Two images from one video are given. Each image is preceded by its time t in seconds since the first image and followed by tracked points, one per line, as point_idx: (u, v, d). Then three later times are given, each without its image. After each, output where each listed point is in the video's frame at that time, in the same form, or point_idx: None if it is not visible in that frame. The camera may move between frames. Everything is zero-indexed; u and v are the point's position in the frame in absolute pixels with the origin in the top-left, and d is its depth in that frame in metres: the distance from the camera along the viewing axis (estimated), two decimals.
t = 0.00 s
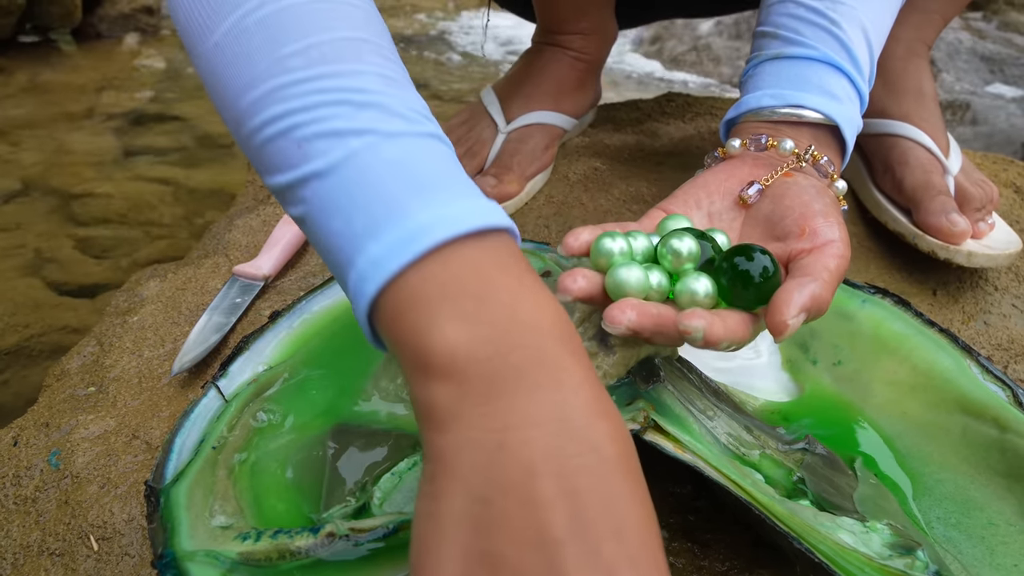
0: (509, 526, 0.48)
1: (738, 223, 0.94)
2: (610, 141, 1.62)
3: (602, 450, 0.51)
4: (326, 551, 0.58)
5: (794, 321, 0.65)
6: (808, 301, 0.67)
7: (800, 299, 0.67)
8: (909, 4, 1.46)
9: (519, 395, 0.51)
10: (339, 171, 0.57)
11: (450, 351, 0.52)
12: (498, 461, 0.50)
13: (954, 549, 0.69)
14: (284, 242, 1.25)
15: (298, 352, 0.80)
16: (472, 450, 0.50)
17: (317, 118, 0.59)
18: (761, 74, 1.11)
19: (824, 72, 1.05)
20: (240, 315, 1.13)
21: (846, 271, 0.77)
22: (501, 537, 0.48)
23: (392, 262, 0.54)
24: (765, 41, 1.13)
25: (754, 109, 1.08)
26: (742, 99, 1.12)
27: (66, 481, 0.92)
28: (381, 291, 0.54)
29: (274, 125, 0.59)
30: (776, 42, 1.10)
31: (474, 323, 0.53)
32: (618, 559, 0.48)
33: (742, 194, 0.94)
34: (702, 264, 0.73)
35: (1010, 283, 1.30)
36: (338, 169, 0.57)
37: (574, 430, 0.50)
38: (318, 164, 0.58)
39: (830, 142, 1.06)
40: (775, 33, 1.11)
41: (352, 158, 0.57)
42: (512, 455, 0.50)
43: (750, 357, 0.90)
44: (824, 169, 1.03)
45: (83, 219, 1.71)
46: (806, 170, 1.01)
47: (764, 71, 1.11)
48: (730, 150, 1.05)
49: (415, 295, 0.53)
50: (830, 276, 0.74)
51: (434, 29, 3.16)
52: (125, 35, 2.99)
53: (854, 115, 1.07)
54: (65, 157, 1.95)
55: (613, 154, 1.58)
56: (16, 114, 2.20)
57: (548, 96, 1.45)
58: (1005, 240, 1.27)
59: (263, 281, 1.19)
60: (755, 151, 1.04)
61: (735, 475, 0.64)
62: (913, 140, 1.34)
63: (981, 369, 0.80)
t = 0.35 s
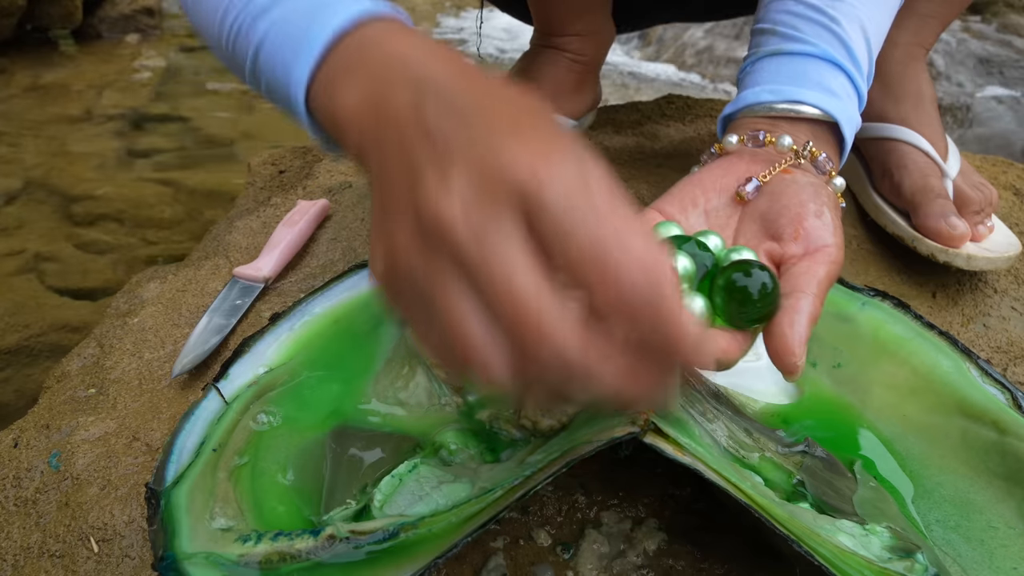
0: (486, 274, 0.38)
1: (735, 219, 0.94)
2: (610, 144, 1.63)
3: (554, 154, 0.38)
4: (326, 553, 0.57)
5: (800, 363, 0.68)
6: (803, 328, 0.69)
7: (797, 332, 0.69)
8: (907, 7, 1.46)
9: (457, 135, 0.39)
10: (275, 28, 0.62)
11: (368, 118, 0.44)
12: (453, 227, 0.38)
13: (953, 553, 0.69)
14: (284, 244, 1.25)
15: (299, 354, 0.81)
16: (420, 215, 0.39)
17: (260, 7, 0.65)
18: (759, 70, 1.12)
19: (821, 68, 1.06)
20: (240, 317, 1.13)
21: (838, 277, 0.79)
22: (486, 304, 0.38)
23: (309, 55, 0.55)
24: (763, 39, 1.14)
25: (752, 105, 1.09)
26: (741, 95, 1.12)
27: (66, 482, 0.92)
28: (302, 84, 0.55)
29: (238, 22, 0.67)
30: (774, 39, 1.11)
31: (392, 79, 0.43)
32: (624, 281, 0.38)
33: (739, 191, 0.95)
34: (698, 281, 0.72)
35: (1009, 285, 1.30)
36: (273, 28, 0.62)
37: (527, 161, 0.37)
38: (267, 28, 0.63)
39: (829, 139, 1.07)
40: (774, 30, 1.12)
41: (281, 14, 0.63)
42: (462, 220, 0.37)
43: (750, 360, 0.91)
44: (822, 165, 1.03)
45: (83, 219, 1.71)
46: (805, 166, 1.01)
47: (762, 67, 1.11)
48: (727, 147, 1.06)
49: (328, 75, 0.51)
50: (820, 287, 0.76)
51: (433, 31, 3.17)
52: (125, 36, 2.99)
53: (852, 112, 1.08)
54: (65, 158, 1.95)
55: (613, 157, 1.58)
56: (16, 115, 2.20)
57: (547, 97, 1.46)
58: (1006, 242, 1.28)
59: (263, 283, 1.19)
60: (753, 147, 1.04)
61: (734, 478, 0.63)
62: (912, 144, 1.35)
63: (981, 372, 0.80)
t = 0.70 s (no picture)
0: (353, 144, 0.55)
1: (694, 217, 0.93)
2: (611, 145, 1.63)
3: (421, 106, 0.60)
4: (326, 556, 0.57)
5: (755, 341, 0.63)
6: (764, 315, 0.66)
7: (758, 312, 0.65)
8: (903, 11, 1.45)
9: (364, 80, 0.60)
10: None
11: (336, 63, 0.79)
12: (344, 118, 0.56)
13: (952, 555, 0.68)
14: (284, 245, 1.25)
15: (299, 356, 0.81)
16: (315, 108, 0.57)
17: None
18: (731, 64, 1.09)
19: (794, 66, 1.03)
20: (240, 317, 1.13)
21: (798, 275, 0.76)
22: (350, 147, 0.55)
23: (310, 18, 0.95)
24: (738, 32, 1.10)
25: (720, 99, 1.07)
26: (710, 88, 1.10)
27: (66, 483, 0.92)
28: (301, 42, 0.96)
29: None
30: (749, 33, 1.08)
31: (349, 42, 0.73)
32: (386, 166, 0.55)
33: (701, 187, 0.93)
34: (654, 276, 0.70)
35: (1009, 287, 1.30)
36: None
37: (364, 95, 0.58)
38: None
39: (794, 139, 1.05)
40: (749, 25, 1.08)
41: None
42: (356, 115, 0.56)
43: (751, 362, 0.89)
44: (786, 168, 1.01)
45: (84, 220, 1.71)
46: (767, 166, 1.01)
47: (735, 61, 1.08)
48: (691, 139, 1.04)
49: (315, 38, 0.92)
50: (781, 280, 0.73)
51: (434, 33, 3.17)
52: (125, 37, 2.99)
53: (821, 113, 1.06)
54: (65, 158, 1.95)
55: (613, 158, 1.58)
56: (17, 115, 2.21)
57: (542, 96, 1.46)
58: (1007, 244, 1.28)
59: (263, 284, 1.19)
60: (717, 142, 1.03)
61: (734, 480, 0.63)
62: (911, 149, 1.35)
63: (980, 375, 0.80)
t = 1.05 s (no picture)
0: (473, 268, 0.77)
1: (716, 225, 0.93)
2: (610, 146, 1.63)
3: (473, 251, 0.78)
4: (325, 556, 0.57)
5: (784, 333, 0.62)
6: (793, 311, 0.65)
7: (786, 308, 0.64)
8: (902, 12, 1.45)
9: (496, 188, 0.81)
10: (357, 26, 1.03)
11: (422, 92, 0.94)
12: (471, 237, 0.78)
13: (951, 556, 0.69)
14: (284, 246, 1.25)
15: (299, 357, 0.81)
16: (453, 212, 0.79)
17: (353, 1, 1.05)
18: (745, 74, 1.06)
19: (808, 75, 1.01)
20: (240, 318, 1.13)
21: (826, 276, 0.75)
22: (467, 265, 0.77)
23: (382, 54, 0.99)
24: (751, 43, 1.08)
25: (736, 109, 1.03)
26: (725, 98, 1.07)
27: (66, 484, 0.92)
28: (374, 76, 1.00)
29: (333, 9, 1.07)
30: (762, 43, 1.05)
31: (452, 101, 0.92)
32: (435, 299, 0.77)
33: (721, 196, 0.92)
34: (677, 280, 0.69)
35: (1009, 288, 1.30)
36: (357, 24, 1.03)
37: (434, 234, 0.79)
38: (355, 24, 1.03)
39: (811, 147, 1.02)
40: (762, 34, 1.06)
41: (361, 14, 1.03)
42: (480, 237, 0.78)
43: (750, 363, 0.91)
44: (805, 174, 0.99)
45: (83, 221, 1.71)
46: (786, 174, 0.98)
47: (749, 71, 1.05)
48: (709, 150, 1.02)
49: (392, 74, 0.98)
50: (810, 281, 0.72)
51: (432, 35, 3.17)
52: (125, 37, 2.99)
53: (837, 121, 1.02)
54: (65, 159, 1.96)
55: (613, 158, 1.58)
56: (17, 116, 2.21)
57: (541, 96, 1.46)
58: (1011, 240, 1.28)
59: (263, 285, 1.19)
60: (735, 153, 1.00)
61: (733, 480, 0.63)
62: (913, 148, 1.35)
63: (979, 376, 0.80)
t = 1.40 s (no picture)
0: (479, 297, 0.77)
1: (725, 228, 0.93)
2: (610, 146, 1.63)
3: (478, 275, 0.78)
4: (325, 554, 0.57)
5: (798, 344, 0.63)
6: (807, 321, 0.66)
7: (801, 317, 0.65)
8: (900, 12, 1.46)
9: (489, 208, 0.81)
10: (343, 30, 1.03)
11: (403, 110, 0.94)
12: (472, 263, 0.78)
13: (949, 555, 0.69)
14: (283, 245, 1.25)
15: (299, 357, 0.81)
16: (452, 237, 0.79)
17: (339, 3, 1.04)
18: (750, 78, 1.06)
19: (813, 79, 1.00)
20: (240, 318, 1.13)
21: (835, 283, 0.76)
22: (476, 292, 0.78)
23: (368, 61, 0.99)
24: (756, 47, 1.07)
25: (742, 113, 1.04)
26: (730, 103, 1.07)
27: (65, 484, 0.92)
28: (360, 83, 1.00)
29: (321, 13, 1.06)
30: (767, 48, 1.05)
31: (436, 114, 0.91)
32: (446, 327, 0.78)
33: (730, 199, 0.92)
34: (692, 285, 0.69)
35: (1007, 288, 1.30)
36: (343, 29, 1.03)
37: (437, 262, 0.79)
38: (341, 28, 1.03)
39: (816, 150, 1.02)
40: (767, 39, 1.05)
41: (346, 19, 1.03)
42: (481, 266, 0.78)
43: (749, 363, 0.90)
44: (811, 177, 0.99)
45: (82, 220, 1.71)
46: (793, 178, 0.98)
47: (754, 75, 1.05)
48: (716, 155, 1.02)
49: (378, 83, 0.98)
50: (822, 289, 0.72)
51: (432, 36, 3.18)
52: (124, 37, 2.99)
53: (842, 124, 1.02)
54: (64, 158, 1.95)
55: (612, 159, 1.58)
56: (15, 115, 2.21)
57: (541, 96, 1.46)
58: (1009, 240, 1.28)
59: (262, 284, 1.19)
60: (742, 157, 1.00)
61: (733, 480, 0.63)
62: (912, 148, 1.35)
63: (977, 375, 0.80)
